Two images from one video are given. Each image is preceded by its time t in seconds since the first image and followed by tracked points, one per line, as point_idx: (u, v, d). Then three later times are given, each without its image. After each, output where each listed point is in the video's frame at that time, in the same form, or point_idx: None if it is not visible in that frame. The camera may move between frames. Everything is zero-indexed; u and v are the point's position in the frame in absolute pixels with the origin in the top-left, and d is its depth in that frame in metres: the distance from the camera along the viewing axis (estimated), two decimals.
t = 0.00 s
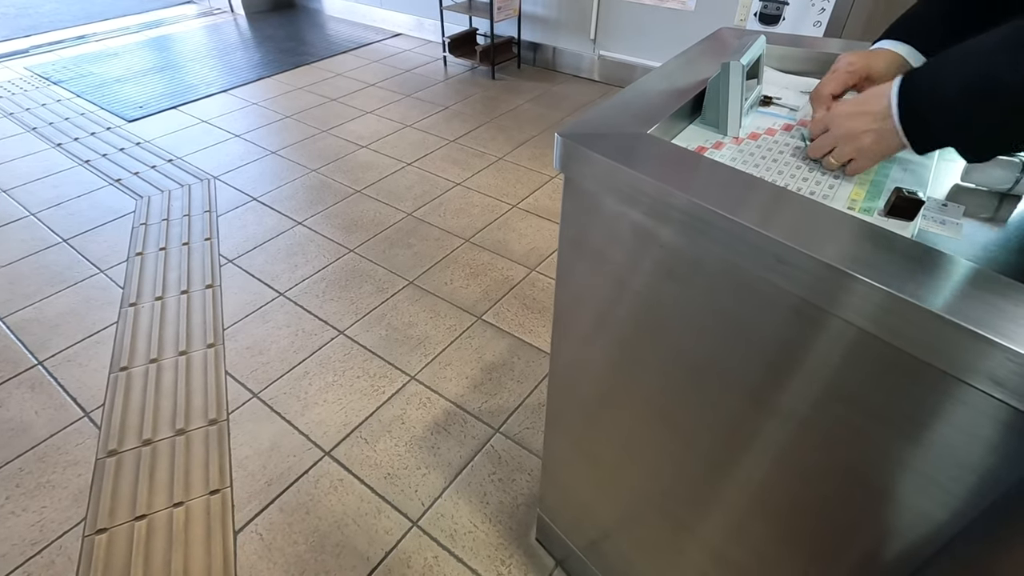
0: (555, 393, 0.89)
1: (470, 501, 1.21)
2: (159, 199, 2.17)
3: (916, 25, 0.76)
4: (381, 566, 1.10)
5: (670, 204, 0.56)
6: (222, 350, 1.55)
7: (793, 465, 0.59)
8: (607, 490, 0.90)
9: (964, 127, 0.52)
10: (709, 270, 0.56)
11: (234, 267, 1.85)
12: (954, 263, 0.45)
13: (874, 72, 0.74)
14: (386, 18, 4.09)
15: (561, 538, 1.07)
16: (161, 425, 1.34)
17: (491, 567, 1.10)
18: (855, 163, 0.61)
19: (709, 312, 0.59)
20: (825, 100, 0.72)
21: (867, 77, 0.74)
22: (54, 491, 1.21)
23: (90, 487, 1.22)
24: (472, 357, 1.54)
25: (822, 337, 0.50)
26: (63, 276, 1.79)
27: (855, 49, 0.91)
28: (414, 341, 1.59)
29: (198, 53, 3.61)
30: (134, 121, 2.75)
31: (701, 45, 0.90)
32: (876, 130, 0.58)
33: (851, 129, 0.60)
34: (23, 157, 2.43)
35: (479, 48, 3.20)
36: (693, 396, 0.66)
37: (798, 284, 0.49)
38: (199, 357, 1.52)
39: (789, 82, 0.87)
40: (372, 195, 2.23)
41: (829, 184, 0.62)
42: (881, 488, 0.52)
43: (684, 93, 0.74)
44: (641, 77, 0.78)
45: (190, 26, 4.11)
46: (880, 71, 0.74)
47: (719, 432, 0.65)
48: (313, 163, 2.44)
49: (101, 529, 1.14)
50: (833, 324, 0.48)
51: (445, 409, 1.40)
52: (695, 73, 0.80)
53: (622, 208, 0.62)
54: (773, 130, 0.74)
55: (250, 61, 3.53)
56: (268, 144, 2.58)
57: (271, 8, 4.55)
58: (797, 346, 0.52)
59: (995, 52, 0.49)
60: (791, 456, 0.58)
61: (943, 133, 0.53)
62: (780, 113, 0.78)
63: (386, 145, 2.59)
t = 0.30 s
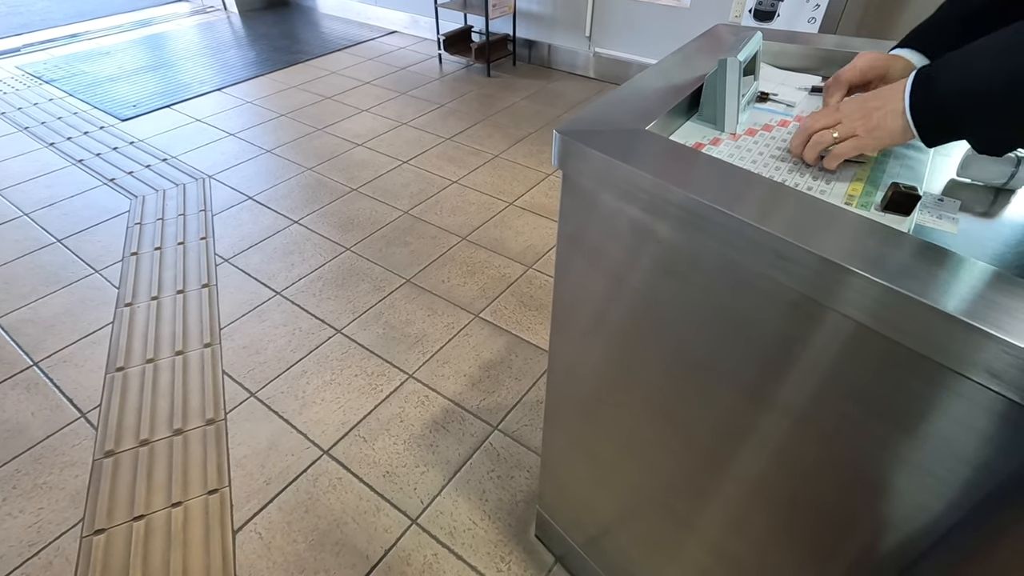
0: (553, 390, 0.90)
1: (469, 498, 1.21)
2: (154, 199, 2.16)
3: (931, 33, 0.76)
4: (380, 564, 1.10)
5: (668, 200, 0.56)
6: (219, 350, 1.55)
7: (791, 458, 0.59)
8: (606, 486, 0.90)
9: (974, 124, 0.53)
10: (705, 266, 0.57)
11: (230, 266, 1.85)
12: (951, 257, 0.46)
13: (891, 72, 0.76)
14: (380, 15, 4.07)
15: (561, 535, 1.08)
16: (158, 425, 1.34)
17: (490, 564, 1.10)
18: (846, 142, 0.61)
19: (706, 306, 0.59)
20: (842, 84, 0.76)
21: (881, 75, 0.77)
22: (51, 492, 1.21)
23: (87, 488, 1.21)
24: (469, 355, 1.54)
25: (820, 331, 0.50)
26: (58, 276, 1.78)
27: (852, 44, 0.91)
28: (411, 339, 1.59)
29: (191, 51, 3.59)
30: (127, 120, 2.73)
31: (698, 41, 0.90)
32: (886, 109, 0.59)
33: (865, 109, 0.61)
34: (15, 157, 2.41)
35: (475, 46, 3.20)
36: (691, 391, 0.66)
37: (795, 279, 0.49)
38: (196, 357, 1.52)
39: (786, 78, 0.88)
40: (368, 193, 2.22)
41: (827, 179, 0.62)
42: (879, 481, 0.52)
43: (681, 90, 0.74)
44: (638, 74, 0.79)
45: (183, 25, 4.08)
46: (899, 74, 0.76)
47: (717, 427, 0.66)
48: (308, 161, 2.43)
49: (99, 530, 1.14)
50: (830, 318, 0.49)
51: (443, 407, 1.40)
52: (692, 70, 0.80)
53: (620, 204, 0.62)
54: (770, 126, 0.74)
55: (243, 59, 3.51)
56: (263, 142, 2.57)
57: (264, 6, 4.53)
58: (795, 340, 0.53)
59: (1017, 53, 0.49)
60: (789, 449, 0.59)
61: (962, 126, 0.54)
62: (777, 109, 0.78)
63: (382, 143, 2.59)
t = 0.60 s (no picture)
0: (551, 388, 0.89)
1: (467, 497, 1.21)
2: (148, 198, 2.14)
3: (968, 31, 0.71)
4: (379, 563, 1.10)
5: (667, 192, 0.56)
6: (215, 350, 1.54)
7: (791, 452, 0.59)
8: (605, 483, 0.90)
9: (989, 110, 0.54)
10: (704, 258, 0.56)
11: (225, 265, 1.83)
12: (952, 247, 0.45)
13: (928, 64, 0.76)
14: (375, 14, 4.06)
15: (560, 532, 1.07)
16: (153, 426, 1.33)
17: (489, 562, 1.10)
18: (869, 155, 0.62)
19: (705, 300, 0.58)
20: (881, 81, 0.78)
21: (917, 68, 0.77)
22: (46, 494, 1.20)
23: (82, 489, 1.20)
24: (467, 353, 1.54)
25: (820, 323, 0.50)
26: (51, 276, 1.77)
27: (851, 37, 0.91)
28: (409, 337, 1.58)
29: (185, 50, 3.56)
30: (120, 119, 2.71)
31: (695, 36, 0.90)
32: (896, 118, 0.59)
33: (870, 119, 0.60)
34: (7, 156, 2.39)
35: (470, 44, 3.19)
36: (690, 386, 0.66)
37: (795, 270, 0.49)
38: (191, 357, 1.51)
39: (784, 72, 0.87)
40: (364, 192, 2.21)
41: (826, 172, 0.62)
42: (880, 474, 0.52)
43: (678, 83, 0.74)
44: (636, 67, 0.78)
45: (176, 24, 4.05)
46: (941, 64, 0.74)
47: (716, 421, 0.65)
48: (303, 160, 2.42)
49: (94, 532, 1.13)
50: (831, 310, 0.48)
51: (441, 405, 1.40)
52: (690, 63, 0.80)
53: (618, 198, 0.62)
54: (769, 119, 0.74)
55: (237, 58, 3.49)
56: (257, 141, 2.56)
57: (258, 5, 4.51)
58: (795, 333, 0.52)
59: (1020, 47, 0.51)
60: (789, 443, 0.58)
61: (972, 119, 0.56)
62: (775, 103, 0.78)
63: (377, 141, 2.58)
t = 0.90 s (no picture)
0: (549, 387, 0.89)
1: (465, 498, 1.20)
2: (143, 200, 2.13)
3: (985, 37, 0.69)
4: (376, 565, 1.09)
5: (664, 190, 0.55)
6: (211, 351, 1.53)
7: (789, 451, 0.58)
8: (604, 483, 0.90)
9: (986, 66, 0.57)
10: (702, 257, 0.56)
11: (221, 266, 1.83)
12: (950, 243, 0.45)
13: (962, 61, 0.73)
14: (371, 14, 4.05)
15: (557, 532, 1.07)
16: (149, 428, 1.32)
17: (487, 564, 1.09)
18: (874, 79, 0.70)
19: (702, 299, 0.58)
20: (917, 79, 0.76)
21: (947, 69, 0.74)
22: (40, 497, 1.19)
23: (77, 492, 1.19)
24: (464, 353, 1.53)
25: (817, 321, 0.50)
26: (45, 278, 1.76)
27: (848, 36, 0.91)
28: (406, 338, 1.58)
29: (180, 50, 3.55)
30: (115, 120, 2.70)
31: (692, 34, 0.89)
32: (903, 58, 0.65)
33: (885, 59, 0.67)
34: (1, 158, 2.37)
35: (467, 43, 3.18)
36: (688, 385, 0.66)
37: (792, 268, 0.48)
38: (186, 358, 1.50)
39: (781, 70, 0.87)
40: (361, 192, 2.21)
41: (824, 170, 0.62)
42: (878, 472, 0.52)
43: (675, 82, 0.74)
44: (633, 65, 0.78)
45: (171, 24, 4.04)
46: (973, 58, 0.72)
47: (714, 421, 0.65)
48: (299, 160, 2.41)
49: (89, 535, 1.12)
50: (828, 307, 0.48)
51: (438, 406, 1.39)
52: (686, 62, 0.80)
53: (614, 196, 0.61)
54: (766, 117, 0.74)
55: (233, 58, 3.48)
56: (253, 141, 2.55)
57: (254, 5, 4.49)
58: (792, 331, 0.52)
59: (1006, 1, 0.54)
60: (787, 442, 0.58)
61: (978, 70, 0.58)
62: (772, 101, 0.78)
63: (374, 142, 2.57)
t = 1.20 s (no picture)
0: (549, 388, 0.89)
1: (465, 499, 1.20)
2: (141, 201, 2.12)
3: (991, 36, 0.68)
4: (376, 566, 1.09)
5: (663, 191, 0.55)
6: (209, 353, 1.52)
7: (789, 451, 0.58)
8: (604, 483, 0.89)
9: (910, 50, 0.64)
10: (701, 257, 0.56)
11: (220, 268, 1.82)
12: (947, 242, 0.45)
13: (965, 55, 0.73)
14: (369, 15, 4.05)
15: (557, 532, 1.07)
16: (148, 430, 1.32)
17: (488, 565, 1.09)
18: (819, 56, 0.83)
19: (703, 299, 0.58)
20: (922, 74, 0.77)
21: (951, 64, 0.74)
22: (39, 499, 1.19)
23: (76, 494, 1.19)
24: (464, 353, 1.53)
25: (817, 321, 0.50)
26: (43, 279, 1.75)
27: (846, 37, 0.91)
28: (405, 338, 1.57)
29: (178, 51, 3.54)
30: (113, 121, 2.69)
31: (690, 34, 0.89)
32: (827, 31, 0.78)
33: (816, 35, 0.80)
34: None
35: (465, 44, 3.18)
36: (689, 386, 0.65)
37: (792, 268, 0.48)
38: (185, 360, 1.50)
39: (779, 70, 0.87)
40: (360, 193, 2.20)
41: (823, 170, 0.62)
42: (878, 472, 0.52)
43: (674, 83, 0.74)
44: (632, 66, 0.78)
45: (170, 25, 4.03)
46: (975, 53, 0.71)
47: (714, 421, 0.65)
48: (298, 161, 2.41)
49: (88, 537, 1.12)
50: (828, 307, 0.48)
51: (438, 407, 1.39)
52: (685, 62, 0.80)
53: (614, 196, 0.61)
54: (765, 118, 0.74)
55: (231, 59, 3.48)
56: (251, 142, 2.55)
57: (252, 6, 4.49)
58: (792, 331, 0.52)
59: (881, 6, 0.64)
60: (787, 442, 0.58)
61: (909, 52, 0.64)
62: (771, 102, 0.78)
63: (372, 142, 2.57)
